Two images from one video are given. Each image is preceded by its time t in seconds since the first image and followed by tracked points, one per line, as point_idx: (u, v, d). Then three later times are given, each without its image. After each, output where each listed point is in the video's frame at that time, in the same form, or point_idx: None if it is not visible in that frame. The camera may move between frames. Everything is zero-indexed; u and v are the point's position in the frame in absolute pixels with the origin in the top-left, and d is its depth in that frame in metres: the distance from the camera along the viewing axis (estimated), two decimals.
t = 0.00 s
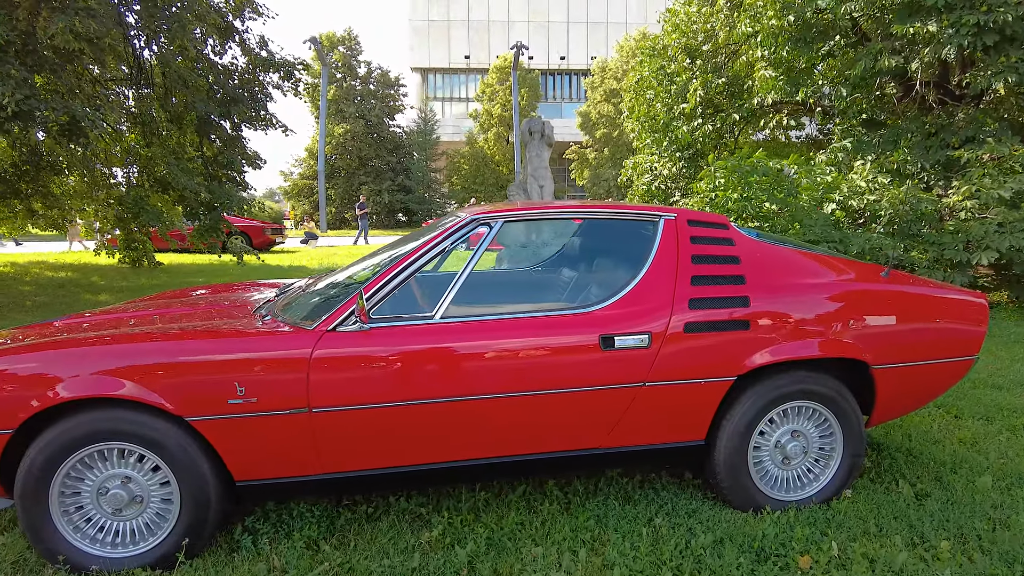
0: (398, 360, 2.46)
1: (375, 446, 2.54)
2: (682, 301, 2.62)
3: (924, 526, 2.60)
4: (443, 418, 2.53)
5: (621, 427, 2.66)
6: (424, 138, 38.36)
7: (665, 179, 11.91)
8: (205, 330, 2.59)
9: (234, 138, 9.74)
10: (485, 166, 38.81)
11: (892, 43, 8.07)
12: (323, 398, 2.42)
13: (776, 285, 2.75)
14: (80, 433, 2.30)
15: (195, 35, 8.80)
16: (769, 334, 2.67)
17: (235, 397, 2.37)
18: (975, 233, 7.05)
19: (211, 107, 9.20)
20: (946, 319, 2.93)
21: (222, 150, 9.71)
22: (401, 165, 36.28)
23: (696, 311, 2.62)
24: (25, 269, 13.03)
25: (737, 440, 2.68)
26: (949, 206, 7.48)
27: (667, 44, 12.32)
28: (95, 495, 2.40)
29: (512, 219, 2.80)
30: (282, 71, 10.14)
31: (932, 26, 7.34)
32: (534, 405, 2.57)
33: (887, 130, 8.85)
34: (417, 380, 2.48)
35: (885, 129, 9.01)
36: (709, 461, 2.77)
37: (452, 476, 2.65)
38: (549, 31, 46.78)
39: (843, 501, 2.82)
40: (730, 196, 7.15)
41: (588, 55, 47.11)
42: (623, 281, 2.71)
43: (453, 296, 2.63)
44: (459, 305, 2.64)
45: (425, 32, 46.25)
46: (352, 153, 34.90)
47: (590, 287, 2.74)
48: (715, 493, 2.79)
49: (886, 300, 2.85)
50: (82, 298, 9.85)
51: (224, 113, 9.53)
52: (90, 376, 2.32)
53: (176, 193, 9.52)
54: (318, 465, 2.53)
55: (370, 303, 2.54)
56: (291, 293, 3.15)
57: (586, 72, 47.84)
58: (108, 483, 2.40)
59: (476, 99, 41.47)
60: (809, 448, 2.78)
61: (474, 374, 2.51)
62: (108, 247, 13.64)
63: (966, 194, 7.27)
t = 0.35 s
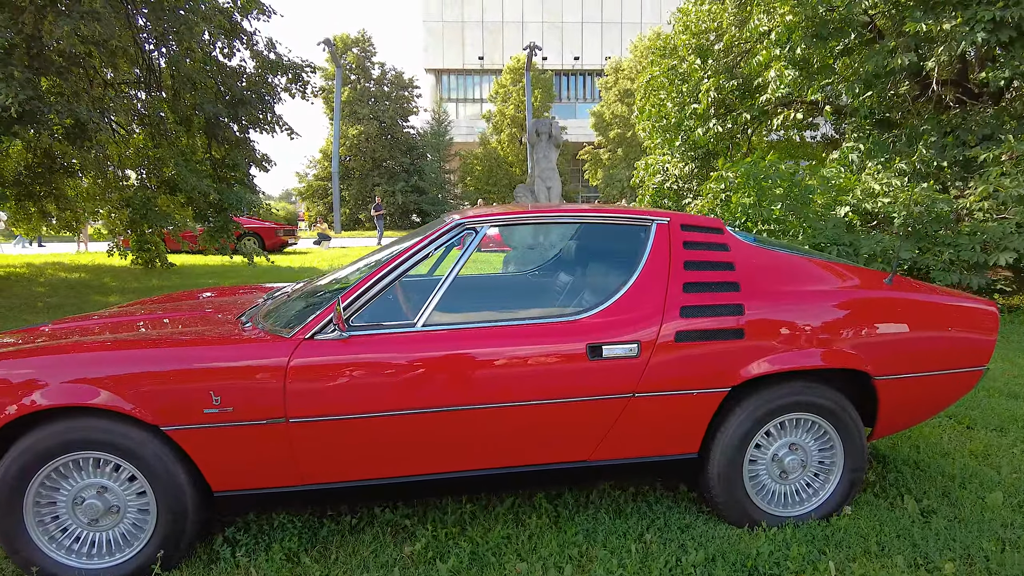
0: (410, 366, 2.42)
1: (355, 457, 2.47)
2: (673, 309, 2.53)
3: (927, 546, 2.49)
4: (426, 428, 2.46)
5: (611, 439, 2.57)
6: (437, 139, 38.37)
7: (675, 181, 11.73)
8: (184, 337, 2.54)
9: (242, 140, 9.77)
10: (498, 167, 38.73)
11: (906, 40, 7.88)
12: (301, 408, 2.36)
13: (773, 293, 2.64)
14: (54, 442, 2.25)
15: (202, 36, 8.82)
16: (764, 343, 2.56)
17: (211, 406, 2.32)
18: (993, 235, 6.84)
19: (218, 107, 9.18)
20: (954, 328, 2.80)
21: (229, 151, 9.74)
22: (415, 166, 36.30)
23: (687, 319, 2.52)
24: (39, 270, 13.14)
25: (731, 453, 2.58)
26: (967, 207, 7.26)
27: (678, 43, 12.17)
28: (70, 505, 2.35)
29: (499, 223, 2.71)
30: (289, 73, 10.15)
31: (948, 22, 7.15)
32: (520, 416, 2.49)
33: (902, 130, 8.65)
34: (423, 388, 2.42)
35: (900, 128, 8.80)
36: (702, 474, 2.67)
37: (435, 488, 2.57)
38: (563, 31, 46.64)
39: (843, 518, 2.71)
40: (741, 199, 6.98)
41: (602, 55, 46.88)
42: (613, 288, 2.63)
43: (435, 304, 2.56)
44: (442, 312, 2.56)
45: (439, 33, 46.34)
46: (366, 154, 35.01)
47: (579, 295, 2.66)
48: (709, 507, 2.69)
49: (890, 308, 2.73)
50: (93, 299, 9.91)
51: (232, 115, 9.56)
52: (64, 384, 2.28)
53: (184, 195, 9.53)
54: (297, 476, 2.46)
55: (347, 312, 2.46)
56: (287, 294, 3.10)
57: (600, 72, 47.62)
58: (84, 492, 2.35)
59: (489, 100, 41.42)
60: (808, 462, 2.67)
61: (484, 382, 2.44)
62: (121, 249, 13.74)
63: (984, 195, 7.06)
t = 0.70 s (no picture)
0: (433, 372, 2.35)
1: (347, 464, 2.41)
2: (677, 314, 2.43)
3: (946, 566, 2.35)
4: (420, 435, 2.39)
5: (610, 449, 2.47)
6: (457, 139, 38.39)
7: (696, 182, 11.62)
8: (175, 340, 2.49)
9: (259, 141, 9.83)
10: (518, 167, 38.64)
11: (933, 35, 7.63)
12: (290, 413, 2.30)
13: (782, 298, 2.52)
14: (42, 444, 2.22)
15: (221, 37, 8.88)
16: (773, 350, 2.45)
17: (199, 411, 2.28)
18: None
19: (236, 108, 9.27)
20: (977, 336, 2.65)
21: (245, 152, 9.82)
22: (435, 167, 36.39)
23: (691, 324, 2.42)
24: (64, 270, 13.36)
25: (737, 465, 2.46)
26: (998, 208, 7.00)
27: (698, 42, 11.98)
28: (60, 509, 2.32)
29: (497, 225, 2.62)
30: (305, 75, 10.23)
31: (977, 15, 6.90)
32: (517, 424, 2.41)
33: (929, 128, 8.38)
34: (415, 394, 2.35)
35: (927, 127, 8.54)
36: (708, 487, 2.56)
37: (429, 497, 2.50)
38: (584, 31, 46.43)
39: (856, 534, 2.58)
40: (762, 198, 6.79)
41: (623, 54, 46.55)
42: (614, 291, 2.53)
43: (429, 308, 2.49)
44: (435, 320, 2.49)
45: (460, 33, 46.43)
46: (386, 155, 35.20)
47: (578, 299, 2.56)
48: (715, 522, 2.58)
49: (908, 314, 2.59)
50: (114, 298, 10.05)
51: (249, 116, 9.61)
52: (52, 386, 2.25)
53: (203, 195, 9.60)
54: (289, 483, 2.41)
55: (335, 316, 2.38)
56: (284, 297, 3.04)
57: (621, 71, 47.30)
58: (73, 497, 2.32)
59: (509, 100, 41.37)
60: (819, 475, 2.55)
61: (495, 388, 2.37)
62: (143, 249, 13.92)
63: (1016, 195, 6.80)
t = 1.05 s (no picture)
0: (440, 380, 2.22)
1: (331, 477, 2.28)
2: (683, 320, 2.26)
3: None
4: (408, 447, 2.25)
5: (611, 464, 2.32)
6: (474, 138, 38.32)
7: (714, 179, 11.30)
8: (152, 344, 2.38)
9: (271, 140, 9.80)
10: (535, 166, 38.47)
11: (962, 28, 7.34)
12: (271, 422, 2.18)
13: (797, 303, 2.34)
14: (11, 453, 2.12)
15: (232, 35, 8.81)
16: (787, 360, 2.27)
17: (174, 420, 2.16)
18: None
19: (249, 107, 9.25)
20: (1010, 345, 2.45)
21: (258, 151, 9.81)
22: (451, 166, 36.36)
23: (698, 332, 2.25)
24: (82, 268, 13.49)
25: (747, 482, 2.29)
26: None
27: (716, 38, 11.73)
28: (33, 520, 2.23)
29: (493, 223, 2.45)
30: (317, 74, 10.20)
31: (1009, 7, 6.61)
32: (511, 436, 2.26)
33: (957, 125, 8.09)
34: (402, 404, 2.22)
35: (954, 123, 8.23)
36: (716, 504, 2.39)
37: (419, 512, 2.36)
38: (602, 29, 46.12)
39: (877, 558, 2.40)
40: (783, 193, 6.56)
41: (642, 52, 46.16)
42: (616, 295, 2.37)
43: (421, 309, 2.32)
44: (426, 325, 2.35)
45: (478, 33, 46.37)
46: (403, 155, 35.24)
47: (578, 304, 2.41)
48: (724, 542, 2.41)
49: (934, 321, 2.40)
50: (127, 296, 10.08)
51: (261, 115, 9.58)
52: (22, 392, 2.14)
53: (214, 194, 9.62)
54: (270, 495, 2.29)
55: (316, 321, 2.25)
56: (272, 299, 2.93)
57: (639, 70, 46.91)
58: (46, 507, 2.22)
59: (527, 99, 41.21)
60: (837, 494, 2.37)
61: (491, 397, 2.22)
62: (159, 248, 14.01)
63: None
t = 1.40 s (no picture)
0: (430, 392, 2.10)
1: (314, 493, 2.16)
2: (688, 330, 2.11)
3: None
4: (395, 464, 2.13)
5: (610, 483, 2.17)
6: (489, 137, 38.22)
7: (730, 178, 10.71)
8: (131, 352, 2.28)
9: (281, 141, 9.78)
10: (550, 166, 38.27)
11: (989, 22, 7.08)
12: (250, 436, 2.07)
13: (812, 313, 2.18)
14: None
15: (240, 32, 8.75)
16: (801, 373, 2.11)
17: (149, 433, 2.06)
18: None
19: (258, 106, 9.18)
20: None
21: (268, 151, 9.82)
22: (466, 166, 36.30)
23: (704, 343, 2.10)
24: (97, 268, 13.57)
25: (757, 504, 2.13)
26: None
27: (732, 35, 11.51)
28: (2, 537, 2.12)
29: (486, 226, 2.31)
30: (327, 74, 10.13)
31: None
32: (503, 452, 2.12)
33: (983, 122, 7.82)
34: (388, 418, 2.09)
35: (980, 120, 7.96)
36: (724, 527, 2.23)
37: (407, 532, 2.23)
38: (618, 28, 45.85)
39: None
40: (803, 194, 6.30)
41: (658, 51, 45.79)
42: (617, 303, 2.23)
43: (405, 321, 2.20)
44: (412, 334, 2.22)
45: (493, 32, 46.30)
46: (418, 154, 35.27)
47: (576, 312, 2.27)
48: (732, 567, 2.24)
49: (960, 333, 2.23)
50: (139, 296, 10.10)
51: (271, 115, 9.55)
52: None
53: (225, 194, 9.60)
54: (251, 512, 2.17)
55: (295, 330, 2.10)
56: (265, 303, 2.82)
57: (655, 68, 46.49)
58: (15, 522, 2.12)
59: (542, 98, 41.05)
60: (855, 516, 2.21)
61: (485, 411, 2.10)
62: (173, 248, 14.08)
63: None
